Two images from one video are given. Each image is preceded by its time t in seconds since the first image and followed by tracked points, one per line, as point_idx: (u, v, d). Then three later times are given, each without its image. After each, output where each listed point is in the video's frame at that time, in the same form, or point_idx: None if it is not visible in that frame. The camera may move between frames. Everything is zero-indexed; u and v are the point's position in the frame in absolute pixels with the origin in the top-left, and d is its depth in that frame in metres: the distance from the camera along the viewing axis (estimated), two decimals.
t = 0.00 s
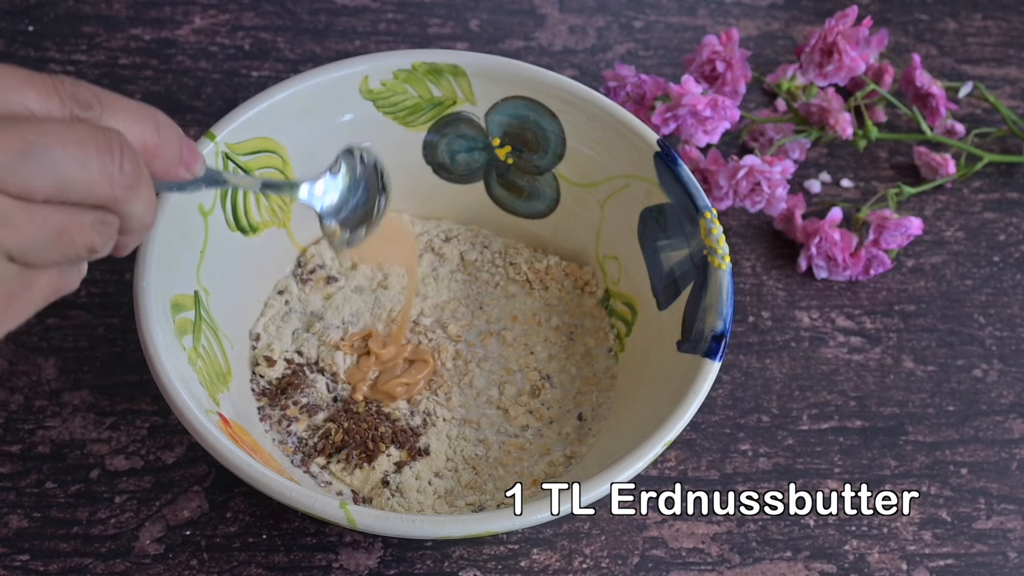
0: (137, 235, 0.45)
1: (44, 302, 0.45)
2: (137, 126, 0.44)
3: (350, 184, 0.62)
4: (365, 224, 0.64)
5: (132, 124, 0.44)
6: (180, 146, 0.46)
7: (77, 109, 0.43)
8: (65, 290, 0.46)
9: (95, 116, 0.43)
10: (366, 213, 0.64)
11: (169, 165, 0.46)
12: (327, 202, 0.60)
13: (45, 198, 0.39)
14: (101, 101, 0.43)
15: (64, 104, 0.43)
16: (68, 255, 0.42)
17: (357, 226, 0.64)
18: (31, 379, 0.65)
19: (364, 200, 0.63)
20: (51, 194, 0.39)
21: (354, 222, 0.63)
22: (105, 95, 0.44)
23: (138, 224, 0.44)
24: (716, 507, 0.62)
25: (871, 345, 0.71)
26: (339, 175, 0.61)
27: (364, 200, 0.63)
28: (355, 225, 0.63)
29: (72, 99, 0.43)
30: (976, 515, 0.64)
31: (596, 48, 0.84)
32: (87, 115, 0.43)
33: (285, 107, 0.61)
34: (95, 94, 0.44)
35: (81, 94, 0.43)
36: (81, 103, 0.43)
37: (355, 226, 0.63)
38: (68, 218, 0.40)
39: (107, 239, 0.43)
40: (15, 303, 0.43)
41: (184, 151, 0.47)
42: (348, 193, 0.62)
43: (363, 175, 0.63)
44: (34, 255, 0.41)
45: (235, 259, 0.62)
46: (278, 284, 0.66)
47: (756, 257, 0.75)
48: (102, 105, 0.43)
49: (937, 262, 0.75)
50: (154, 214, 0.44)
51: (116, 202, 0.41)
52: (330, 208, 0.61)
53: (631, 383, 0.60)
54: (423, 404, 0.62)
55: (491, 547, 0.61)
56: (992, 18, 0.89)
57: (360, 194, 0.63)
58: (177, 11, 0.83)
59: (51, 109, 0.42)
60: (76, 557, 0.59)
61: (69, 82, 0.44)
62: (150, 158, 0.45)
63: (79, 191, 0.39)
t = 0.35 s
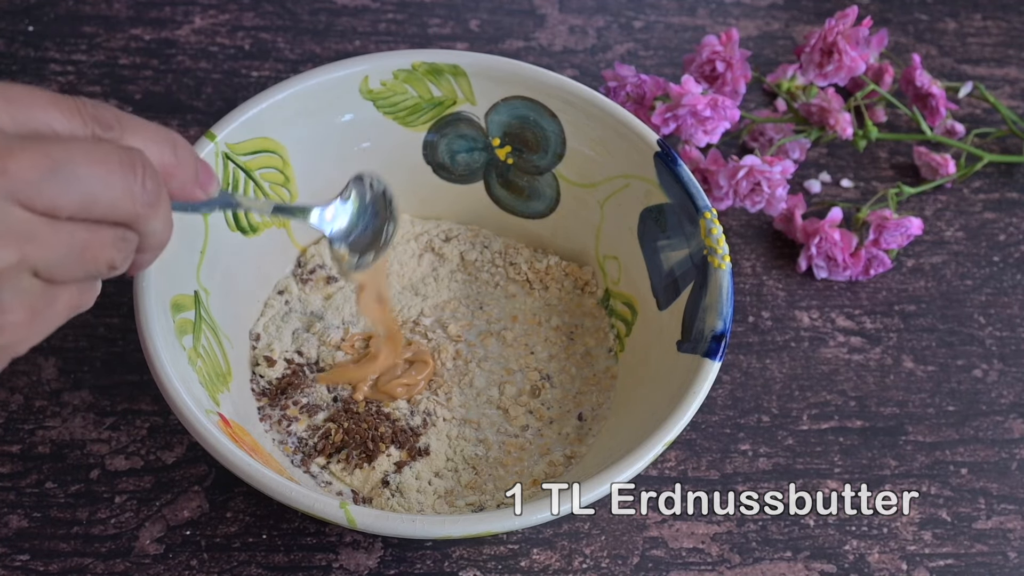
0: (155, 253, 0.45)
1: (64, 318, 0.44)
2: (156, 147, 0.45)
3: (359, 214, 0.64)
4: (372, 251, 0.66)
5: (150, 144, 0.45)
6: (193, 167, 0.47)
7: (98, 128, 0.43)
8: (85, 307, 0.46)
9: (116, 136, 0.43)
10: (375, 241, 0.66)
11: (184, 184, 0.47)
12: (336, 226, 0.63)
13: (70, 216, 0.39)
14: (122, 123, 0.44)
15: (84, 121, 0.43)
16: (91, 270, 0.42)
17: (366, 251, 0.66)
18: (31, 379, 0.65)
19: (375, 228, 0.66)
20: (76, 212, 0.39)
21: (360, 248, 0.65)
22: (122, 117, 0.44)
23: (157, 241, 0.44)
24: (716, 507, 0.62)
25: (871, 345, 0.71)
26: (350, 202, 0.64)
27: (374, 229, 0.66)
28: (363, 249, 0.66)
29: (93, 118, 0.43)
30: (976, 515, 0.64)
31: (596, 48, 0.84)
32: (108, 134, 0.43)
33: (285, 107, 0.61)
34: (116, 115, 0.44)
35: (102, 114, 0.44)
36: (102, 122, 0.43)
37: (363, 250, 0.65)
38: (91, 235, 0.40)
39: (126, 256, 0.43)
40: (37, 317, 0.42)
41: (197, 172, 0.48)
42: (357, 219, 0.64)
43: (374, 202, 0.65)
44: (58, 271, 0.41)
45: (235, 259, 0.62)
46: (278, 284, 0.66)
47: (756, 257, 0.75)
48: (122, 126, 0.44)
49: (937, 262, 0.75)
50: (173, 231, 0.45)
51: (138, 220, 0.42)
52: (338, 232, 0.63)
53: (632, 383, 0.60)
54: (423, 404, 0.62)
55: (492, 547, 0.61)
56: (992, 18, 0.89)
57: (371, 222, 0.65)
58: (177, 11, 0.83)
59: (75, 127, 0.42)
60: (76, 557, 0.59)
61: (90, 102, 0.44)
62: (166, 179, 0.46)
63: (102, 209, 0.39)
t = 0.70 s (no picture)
0: (192, 223, 0.43)
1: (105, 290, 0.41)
2: (192, 114, 0.43)
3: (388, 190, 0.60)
4: (401, 228, 0.62)
5: (186, 111, 0.43)
6: (228, 137, 0.45)
7: (134, 96, 0.43)
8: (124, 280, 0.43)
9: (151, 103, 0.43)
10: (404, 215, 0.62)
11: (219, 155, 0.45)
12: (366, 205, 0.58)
13: (113, 178, 0.37)
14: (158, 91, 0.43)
15: (121, 90, 0.42)
16: (132, 236, 0.39)
17: (395, 230, 0.62)
18: (31, 378, 0.65)
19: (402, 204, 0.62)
20: (119, 173, 0.37)
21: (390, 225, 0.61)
22: (159, 84, 0.44)
23: (194, 209, 0.42)
24: (715, 506, 0.63)
25: (870, 345, 0.71)
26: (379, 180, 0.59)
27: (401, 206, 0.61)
28: (392, 226, 0.61)
29: (130, 88, 0.43)
30: (976, 515, 0.64)
31: (596, 48, 0.84)
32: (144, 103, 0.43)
33: (285, 107, 0.61)
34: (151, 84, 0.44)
35: (139, 84, 0.43)
36: (139, 91, 0.43)
37: (393, 228, 0.61)
38: (133, 200, 0.38)
39: (166, 224, 0.41)
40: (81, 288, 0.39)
41: (232, 143, 0.46)
42: (387, 197, 0.60)
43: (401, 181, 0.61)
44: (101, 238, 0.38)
45: (236, 259, 0.62)
46: (278, 284, 0.66)
47: (755, 257, 0.75)
48: (157, 94, 0.43)
49: (937, 262, 0.76)
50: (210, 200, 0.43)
51: (177, 186, 0.39)
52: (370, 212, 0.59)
53: (632, 382, 0.60)
54: (423, 404, 0.62)
55: (491, 547, 0.61)
56: (992, 18, 0.89)
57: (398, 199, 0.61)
58: (177, 11, 0.83)
59: (110, 94, 0.42)
60: (76, 557, 0.59)
61: (125, 73, 0.43)
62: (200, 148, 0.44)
63: (146, 170, 0.37)
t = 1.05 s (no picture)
0: (187, 242, 0.43)
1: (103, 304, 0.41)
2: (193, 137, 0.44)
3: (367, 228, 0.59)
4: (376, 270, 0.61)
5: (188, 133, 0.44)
6: (225, 163, 0.46)
7: (141, 112, 0.43)
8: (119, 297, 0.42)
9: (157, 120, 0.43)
10: (380, 258, 0.60)
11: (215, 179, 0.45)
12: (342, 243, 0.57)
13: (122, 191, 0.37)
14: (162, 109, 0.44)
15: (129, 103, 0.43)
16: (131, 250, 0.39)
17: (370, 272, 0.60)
18: (32, 378, 0.65)
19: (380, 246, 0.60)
20: (129, 185, 0.37)
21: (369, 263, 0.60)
22: (163, 103, 0.44)
23: (190, 229, 0.42)
24: (715, 506, 0.63)
25: (870, 345, 0.71)
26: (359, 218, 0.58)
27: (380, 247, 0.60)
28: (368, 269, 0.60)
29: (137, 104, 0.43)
30: (975, 515, 0.64)
31: (596, 48, 0.84)
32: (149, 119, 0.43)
33: (286, 107, 0.61)
34: (155, 104, 0.44)
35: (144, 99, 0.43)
36: (145, 106, 0.43)
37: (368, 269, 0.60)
38: (137, 212, 0.38)
39: (163, 241, 0.41)
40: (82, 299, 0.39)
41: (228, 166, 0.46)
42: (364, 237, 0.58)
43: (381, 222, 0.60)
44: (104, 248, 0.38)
45: (236, 259, 0.62)
46: (279, 284, 0.67)
47: (755, 257, 0.75)
48: (160, 113, 0.44)
49: (936, 262, 0.76)
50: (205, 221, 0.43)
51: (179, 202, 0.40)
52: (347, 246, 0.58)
53: (631, 382, 0.60)
54: (423, 403, 0.62)
55: (491, 547, 0.61)
56: (991, 18, 0.89)
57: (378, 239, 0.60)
58: (177, 11, 0.83)
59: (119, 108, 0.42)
60: (77, 556, 0.59)
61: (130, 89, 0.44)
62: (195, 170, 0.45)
63: (152, 184, 0.38)
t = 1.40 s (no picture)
0: (191, 194, 0.43)
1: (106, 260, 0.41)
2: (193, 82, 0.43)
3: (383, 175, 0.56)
4: (398, 216, 0.58)
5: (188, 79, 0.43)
6: (231, 110, 0.44)
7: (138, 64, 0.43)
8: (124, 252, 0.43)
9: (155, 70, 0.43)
10: (397, 203, 0.58)
11: (221, 128, 0.44)
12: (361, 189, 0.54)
13: (116, 144, 0.37)
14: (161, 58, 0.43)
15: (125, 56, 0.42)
16: (133, 201, 0.39)
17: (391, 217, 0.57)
18: (32, 378, 0.65)
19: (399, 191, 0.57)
20: (122, 138, 0.37)
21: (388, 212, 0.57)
22: (160, 52, 0.44)
23: (193, 180, 0.42)
24: (715, 506, 0.63)
25: (869, 345, 0.71)
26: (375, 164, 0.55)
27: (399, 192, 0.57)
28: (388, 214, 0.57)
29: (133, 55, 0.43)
30: (975, 515, 0.64)
31: (596, 48, 0.84)
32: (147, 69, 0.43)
33: (286, 107, 0.61)
34: (154, 53, 0.44)
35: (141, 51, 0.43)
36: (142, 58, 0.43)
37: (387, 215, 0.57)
38: (135, 164, 0.38)
39: (166, 192, 0.41)
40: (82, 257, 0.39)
41: (235, 116, 0.45)
42: (383, 181, 0.56)
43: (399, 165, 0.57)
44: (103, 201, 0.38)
45: (236, 259, 0.62)
46: (279, 284, 0.67)
47: (754, 257, 0.75)
48: (161, 62, 0.43)
49: (936, 262, 0.76)
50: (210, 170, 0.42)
51: (181, 152, 0.39)
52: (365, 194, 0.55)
53: (631, 382, 0.60)
54: (423, 403, 0.62)
55: (491, 546, 0.61)
56: (991, 18, 0.89)
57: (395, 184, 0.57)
58: (178, 12, 0.83)
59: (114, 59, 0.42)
60: (77, 557, 0.59)
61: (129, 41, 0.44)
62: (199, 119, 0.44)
63: (147, 136, 0.37)
